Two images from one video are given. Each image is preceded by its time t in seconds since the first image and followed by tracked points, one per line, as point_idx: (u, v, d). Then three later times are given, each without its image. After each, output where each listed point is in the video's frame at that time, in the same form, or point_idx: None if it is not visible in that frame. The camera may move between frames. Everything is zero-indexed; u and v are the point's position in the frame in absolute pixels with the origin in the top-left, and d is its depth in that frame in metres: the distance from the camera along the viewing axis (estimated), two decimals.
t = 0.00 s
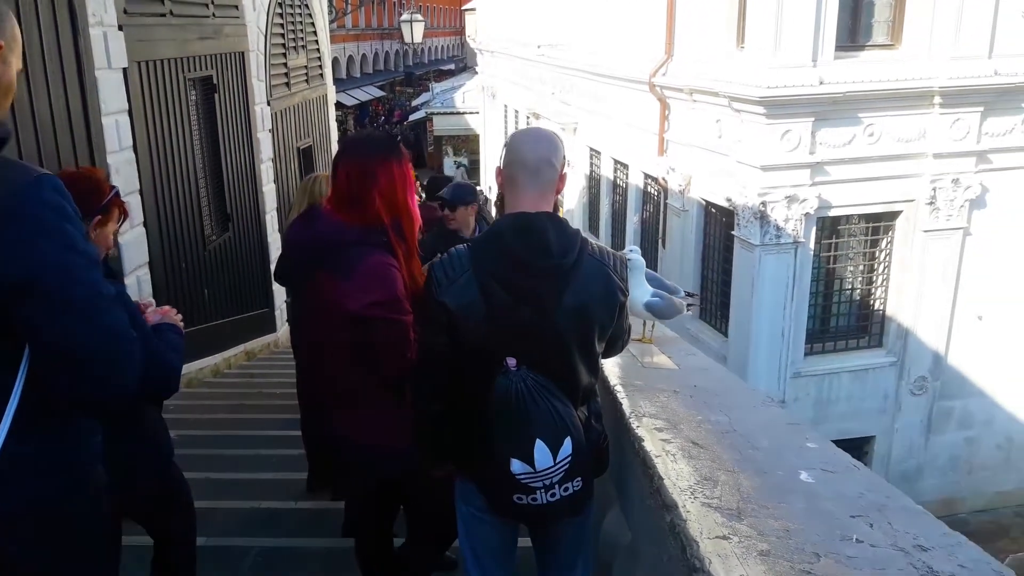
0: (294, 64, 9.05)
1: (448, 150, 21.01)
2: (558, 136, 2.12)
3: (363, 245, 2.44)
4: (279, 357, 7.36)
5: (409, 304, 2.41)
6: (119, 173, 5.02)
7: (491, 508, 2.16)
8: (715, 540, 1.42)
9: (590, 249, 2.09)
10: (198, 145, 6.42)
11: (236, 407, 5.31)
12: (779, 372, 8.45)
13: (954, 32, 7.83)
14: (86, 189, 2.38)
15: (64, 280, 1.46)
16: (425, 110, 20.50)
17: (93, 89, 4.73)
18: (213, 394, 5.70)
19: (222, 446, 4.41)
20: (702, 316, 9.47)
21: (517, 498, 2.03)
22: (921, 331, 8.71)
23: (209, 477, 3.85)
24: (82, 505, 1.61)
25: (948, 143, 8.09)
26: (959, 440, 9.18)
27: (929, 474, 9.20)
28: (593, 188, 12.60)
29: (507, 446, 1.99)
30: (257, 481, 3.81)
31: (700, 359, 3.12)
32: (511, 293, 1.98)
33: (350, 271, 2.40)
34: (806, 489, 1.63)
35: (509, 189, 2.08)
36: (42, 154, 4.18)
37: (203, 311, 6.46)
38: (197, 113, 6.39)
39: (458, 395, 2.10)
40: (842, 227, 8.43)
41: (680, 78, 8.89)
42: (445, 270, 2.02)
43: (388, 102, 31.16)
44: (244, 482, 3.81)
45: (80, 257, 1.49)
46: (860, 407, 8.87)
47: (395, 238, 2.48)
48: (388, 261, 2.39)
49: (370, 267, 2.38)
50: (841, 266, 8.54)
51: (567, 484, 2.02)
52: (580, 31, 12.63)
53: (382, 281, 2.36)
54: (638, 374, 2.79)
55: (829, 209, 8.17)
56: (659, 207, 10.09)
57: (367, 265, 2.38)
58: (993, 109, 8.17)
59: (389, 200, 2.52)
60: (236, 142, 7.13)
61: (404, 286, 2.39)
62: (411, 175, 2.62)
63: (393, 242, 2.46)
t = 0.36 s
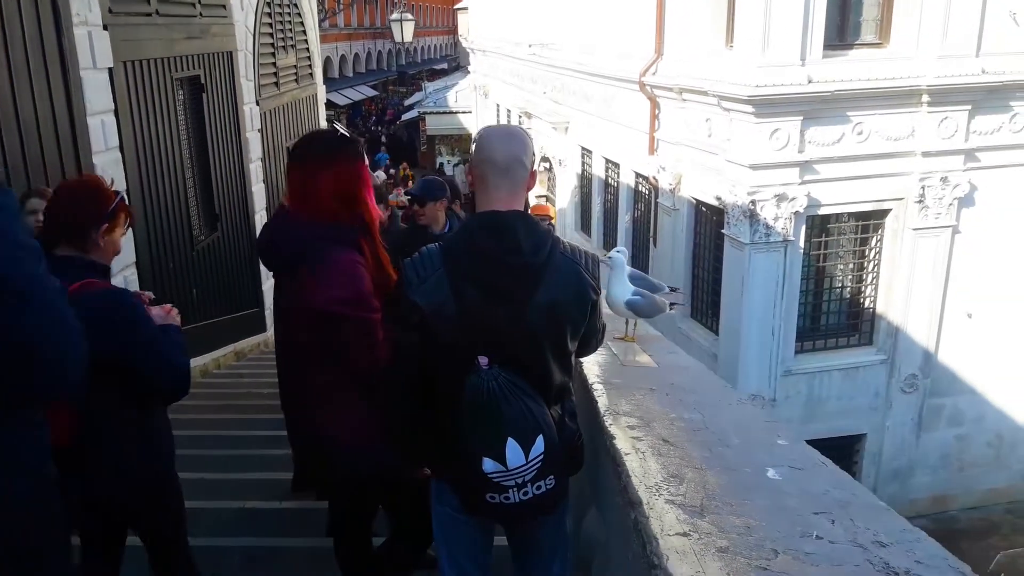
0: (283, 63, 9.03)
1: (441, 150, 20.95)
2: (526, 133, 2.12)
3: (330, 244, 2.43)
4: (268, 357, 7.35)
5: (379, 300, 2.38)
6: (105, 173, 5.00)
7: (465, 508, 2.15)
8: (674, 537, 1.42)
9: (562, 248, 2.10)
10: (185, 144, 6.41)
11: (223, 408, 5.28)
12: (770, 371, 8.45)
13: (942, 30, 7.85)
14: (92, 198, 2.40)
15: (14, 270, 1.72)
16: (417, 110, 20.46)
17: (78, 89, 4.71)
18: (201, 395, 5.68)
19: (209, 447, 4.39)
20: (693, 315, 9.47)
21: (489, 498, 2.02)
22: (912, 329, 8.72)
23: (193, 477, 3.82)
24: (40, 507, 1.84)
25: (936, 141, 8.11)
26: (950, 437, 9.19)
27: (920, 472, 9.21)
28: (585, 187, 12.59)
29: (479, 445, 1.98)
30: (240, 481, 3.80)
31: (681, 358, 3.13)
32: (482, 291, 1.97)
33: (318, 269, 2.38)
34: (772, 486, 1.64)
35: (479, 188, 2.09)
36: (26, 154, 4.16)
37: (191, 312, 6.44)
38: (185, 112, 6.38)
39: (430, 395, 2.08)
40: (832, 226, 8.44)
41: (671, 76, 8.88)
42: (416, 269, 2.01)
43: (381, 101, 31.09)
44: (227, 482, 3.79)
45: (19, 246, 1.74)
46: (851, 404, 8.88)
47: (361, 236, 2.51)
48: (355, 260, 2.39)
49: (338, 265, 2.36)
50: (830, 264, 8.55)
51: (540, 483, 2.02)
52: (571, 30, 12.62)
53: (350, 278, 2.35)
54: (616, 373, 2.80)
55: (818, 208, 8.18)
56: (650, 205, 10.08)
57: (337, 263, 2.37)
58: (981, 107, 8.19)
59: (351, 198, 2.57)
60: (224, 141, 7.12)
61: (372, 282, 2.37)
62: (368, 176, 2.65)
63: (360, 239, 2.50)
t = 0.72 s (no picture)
0: (276, 63, 9.03)
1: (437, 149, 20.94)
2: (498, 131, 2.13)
3: (293, 240, 2.39)
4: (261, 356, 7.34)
5: (340, 300, 2.40)
6: (94, 173, 5.01)
7: (438, 508, 2.16)
8: (636, 537, 1.45)
9: (535, 248, 2.10)
10: (176, 143, 6.41)
11: (213, 408, 5.28)
12: (763, 370, 8.46)
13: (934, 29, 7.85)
14: (113, 206, 2.47)
15: None
16: (413, 109, 20.45)
17: (66, 88, 4.72)
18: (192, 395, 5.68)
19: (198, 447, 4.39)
20: (687, 315, 9.48)
21: (462, 499, 2.03)
22: (904, 328, 8.73)
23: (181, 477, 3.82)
24: None
25: (928, 140, 8.12)
26: (943, 437, 9.20)
27: (913, 471, 9.22)
28: (580, 187, 12.60)
29: (452, 446, 1.99)
30: (223, 480, 3.79)
31: (662, 357, 3.14)
32: (454, 291, 1.98)
33: (282, 266, 2.36)
34: (737, 485, 1.67)
35: (451, 187, 2.10)
36: (12, 154, 4.16)
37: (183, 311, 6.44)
38: (175, 112, 6.38)
39: (403, 395, 2.09)
40: (825, 225, 8.45)
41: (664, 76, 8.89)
42: (387, 270, 2.03)
43: (378, 101, 31.09)
44: (210, 482, 3.78)
45: None
46: (844, 404, 8.89)
47: (330, 233, 2.49)
48: (316, 257, 2.38)
49: (301, 262, 2.35)
50: (823, 264, 8.57)
51: (513, 483, 2.03)
52: (566, 30, 12.62)
53: (313, 275, 2.35)
54: (597, 373, 2.82)
55: (811, 208, 8.18)
56: (644, 205, 10.08)
57: (301, 261, 2.35)
58: (973, 107, 8.20)
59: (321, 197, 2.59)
60: (216, 141, 7.12)
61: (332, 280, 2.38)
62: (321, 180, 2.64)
63: (327, 239, 2.46)
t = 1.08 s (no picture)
0: (268, 64, 9.05)
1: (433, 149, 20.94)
2: (469, 138, 2.17)
3: (263, 244, 2.42)
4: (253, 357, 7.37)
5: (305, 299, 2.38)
6: (83, 175, 5.03)
7: (409, 510, 2.19)
8: (586, 536, 1.66)
9: (504, 252, 2.14)
10: (166, 145, 6.44)
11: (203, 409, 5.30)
12: (754, 370, 8.48)
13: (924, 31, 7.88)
14: (114, 201, 2.59)
15: None
16: (408, 109, 20.44)
17: (55, 92, 4.74)
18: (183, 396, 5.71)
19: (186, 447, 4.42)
20: (680, 315, 9.50)
21: (432, 502, 2.05)
22: (895, 329, 8.76)
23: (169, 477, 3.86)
24: None
25: (918, 142, 8.15)
26: (934, 437, 9.24)
27: (905, 471, 9.25)
28: (573, 187, 12.62)
29: (421, 448, 2.01)
30: (210, 480, 3.82)
31: (640, 358, 3.18)
32: (423, 295, 2.02)
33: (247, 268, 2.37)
34: (696, 487, 1.90)
35: (420, 190, 2.12)
36: None
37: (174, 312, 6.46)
38: (166, 114, 6.40)
39: (376, 397, 2.13)
40: (816, 226, 8.48)
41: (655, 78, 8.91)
42: (356, 274, 2.06)
43: (374, 101, 31.07)
44: (196, 482, 3.81)
45: None
46: (836, 404, 8.92)
47: (297, 239, 2.52)
48: (281, 259, 2.39)
49: (268, 263, 2.37)
50: (814, 265, 8.60)
51: (483, 486, 2.06)
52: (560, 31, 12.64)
53: (275, 275, 2.35)
54: (573, 373, 2.88)
55: (802, 209, 8.22)
56: (637, 206, 10.11)
57: (265, 263, 2.37)
58: (963, 108, 8.24)
59: (299, 201, 2.60)
60: (207, 143, 7.14)
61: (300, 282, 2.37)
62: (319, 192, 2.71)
63: (290, 242, 2.47)
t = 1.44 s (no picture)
0: (265, 66, 9.05)
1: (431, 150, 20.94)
2: (455, 149, 2.17)
3: (255, 258, 2.44)
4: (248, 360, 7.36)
5: (299, 306, 2.41)
6: (78, 178, 5.02)
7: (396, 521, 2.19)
8: (565, 552, 1.72)
9: (489, 263, 2.15)
10: (162, 148, 6.43)
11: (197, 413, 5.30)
12: (751, 372, 8.48)
13: (920, 35, 7.87)
14: (95, 209, 2.58)
15: None
16: (406, 110, 20.44)
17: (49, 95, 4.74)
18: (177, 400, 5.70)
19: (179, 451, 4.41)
20: (676, 318, 9.51)
21: (418, 514, 2.05)
22: (891, 332, 8.76)
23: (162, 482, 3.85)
24: None
25: (915, 146, 8.15)
26: (930, 440, 9.24)
27: (901, 474, 9.25)
28: (571, 189, 12.62)
29: (407, 460, 2.01)
30: (202, 485, 3.81)
31: (630, 366, 3.19)
32: (410, 308, 2.03)
33: (244, 285, 2.40)
34: (680, 501, 1.95)
35: (407, 203, 2.12)
36: None
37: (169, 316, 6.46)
38: (162, 117, 6.40)
39: (361, 409, 2.12)
40: (813, 229, 8.48)
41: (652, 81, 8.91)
42: (342, 286, 2.06)
43: (372, 101, 31.09)
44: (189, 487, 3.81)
45: None
46: (832, 407, 8.92)
47: (286, 251, 2.50)
48: (278, 275, 2.41)
49: (262, 277, 2.39)
50: (811, 268, 8.60)
51: (470, 497, 2.05)
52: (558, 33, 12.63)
53: (272, 291, 2.38)
54: (564, 383, 2.91)
55: (798, 212, 8.22)
56: (634, 208, 10.11)
57: (258, 276, 2.39)
58: (960, 112, 8.23)
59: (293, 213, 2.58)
60: (203, 146, 7.15)
61: (293, 292, 2.40)
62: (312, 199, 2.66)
63: (281, 253, 2.49)
